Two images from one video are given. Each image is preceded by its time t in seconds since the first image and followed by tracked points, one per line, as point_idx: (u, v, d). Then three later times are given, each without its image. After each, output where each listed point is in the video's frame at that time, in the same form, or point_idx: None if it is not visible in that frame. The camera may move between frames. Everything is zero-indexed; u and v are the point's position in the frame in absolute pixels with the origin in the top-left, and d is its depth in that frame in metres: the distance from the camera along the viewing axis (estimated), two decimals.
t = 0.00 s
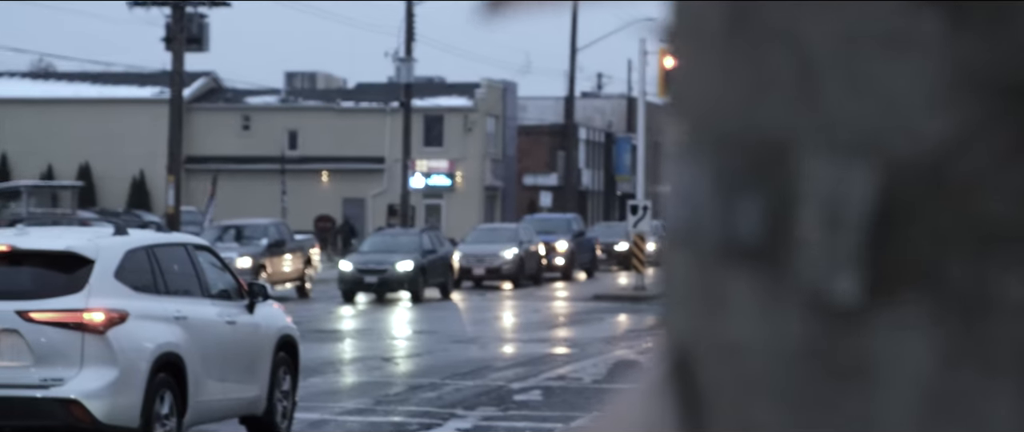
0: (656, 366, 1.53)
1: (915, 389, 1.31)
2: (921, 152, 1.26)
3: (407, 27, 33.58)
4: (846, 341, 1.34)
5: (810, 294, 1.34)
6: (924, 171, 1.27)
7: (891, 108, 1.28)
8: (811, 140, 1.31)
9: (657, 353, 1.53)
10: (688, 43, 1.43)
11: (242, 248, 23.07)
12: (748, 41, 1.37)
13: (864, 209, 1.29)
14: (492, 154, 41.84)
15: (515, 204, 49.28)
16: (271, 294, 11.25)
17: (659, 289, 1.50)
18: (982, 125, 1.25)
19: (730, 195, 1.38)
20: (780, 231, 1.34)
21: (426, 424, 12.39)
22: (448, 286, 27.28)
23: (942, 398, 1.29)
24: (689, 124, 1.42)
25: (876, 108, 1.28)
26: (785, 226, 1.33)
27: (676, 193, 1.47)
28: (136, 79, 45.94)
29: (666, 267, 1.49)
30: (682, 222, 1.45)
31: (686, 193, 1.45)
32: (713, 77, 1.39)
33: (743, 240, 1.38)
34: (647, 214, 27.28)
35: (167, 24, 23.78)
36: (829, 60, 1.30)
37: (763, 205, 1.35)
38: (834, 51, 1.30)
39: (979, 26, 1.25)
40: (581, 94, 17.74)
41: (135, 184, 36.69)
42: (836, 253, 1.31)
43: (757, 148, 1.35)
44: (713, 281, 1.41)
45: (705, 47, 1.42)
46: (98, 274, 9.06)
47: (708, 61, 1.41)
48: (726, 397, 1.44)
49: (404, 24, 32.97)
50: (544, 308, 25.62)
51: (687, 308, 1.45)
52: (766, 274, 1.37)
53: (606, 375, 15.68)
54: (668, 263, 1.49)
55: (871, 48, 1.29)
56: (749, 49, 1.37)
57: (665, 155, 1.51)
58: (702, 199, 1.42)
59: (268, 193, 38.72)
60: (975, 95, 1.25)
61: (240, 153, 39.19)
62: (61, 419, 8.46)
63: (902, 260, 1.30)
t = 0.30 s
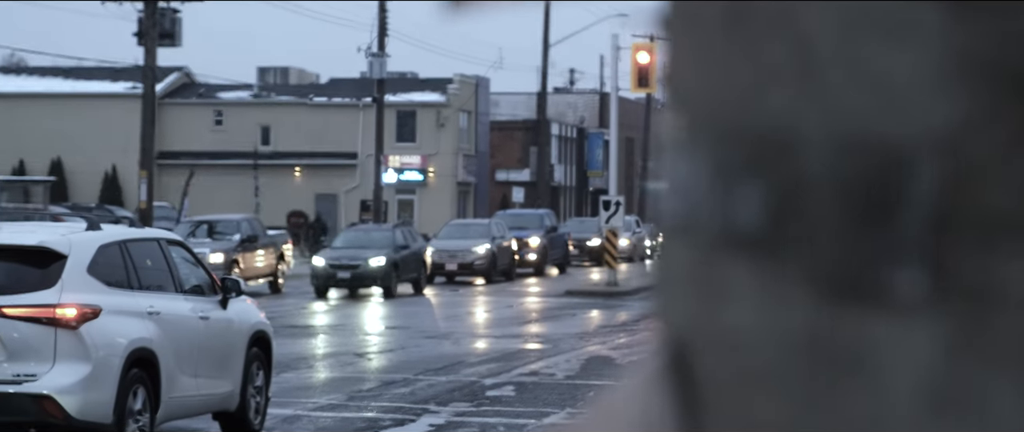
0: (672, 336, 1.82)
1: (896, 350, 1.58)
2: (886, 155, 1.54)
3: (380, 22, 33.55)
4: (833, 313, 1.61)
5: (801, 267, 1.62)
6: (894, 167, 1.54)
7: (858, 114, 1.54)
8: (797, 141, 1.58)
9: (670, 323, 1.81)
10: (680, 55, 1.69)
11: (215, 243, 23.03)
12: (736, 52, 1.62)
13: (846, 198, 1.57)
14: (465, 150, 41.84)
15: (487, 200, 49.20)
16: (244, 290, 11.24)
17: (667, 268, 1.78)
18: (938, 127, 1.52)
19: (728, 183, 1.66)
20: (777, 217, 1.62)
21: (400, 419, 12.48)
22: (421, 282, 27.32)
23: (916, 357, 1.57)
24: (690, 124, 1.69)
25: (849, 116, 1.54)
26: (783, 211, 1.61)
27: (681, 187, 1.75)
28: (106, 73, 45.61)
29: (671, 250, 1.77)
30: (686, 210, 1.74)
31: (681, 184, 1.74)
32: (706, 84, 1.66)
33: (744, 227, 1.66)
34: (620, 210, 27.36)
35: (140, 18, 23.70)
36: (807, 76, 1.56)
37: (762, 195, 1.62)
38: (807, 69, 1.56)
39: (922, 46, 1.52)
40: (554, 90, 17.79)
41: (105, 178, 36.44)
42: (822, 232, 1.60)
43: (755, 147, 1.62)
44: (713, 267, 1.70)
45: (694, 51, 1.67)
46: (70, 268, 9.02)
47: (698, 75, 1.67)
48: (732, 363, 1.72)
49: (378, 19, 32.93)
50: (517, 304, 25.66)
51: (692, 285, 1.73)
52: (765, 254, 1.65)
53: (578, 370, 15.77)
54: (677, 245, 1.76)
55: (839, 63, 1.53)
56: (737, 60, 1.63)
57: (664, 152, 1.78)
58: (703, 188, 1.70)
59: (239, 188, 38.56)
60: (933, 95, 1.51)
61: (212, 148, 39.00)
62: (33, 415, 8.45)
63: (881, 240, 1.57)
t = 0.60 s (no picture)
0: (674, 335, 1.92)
1: (892, 350, 1.69)
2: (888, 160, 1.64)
3: (353, 19, 33.56)
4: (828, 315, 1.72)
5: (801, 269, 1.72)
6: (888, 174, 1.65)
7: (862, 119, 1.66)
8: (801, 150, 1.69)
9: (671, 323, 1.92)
10: (695, 58, 1.78)
11: (188, 240, 22.96)
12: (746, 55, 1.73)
13: (847, 204, 1.68)
14: (438, 145, 41.77)
15: (462, 195, 49.29)
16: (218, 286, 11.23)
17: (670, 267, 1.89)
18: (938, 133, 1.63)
19: (735, 183, 1.78)
20: (783, 218, 1.73)
21: (375, 415, 12.49)
22: (394, 277, 27.32)
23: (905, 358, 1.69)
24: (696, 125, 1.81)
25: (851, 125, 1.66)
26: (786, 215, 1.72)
27: (688, 189, 1.87)
28: (79, 68, 45.34)
29: (676, 251, 1.87)
30: (687, 215, 1.86)
31: (688, 182, 1.87)
32: (708, 85, 1.77)
33: (748, 227, 1.78)
34: (593, 206, 27.46)
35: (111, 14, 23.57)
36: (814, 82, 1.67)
37: (769, 199, 1.74)
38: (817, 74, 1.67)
39: (935, 54, 1.63)
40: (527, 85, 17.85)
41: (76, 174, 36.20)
42: (822, 235, 1.71)
43: (762, 154, 1.74)
44: (715, 270, 1.81)
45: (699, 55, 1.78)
46: (45, 264, 8.99)
47: (707, 83, 1.77)
48: (731, 359, 1.83)
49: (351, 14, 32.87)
50: (491, 300, 25.71)
51: (696, 284, 1.85)
52: (764, 255, 1.76)
53: (552, 367, 15.82)
54: (684, 243, 1.87)
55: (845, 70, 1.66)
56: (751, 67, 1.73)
57: (670, 153, 1.91)
58: (709, 190, 1.82)
59: (212, 184, 38.43)
60: (926, 98, 1.64)
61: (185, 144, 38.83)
62: (6, 412, 8.42)
63: (882, 243, 1.68)
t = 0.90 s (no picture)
0: (709, 314, 2.68)
1: (886, 313, 2.44)
2: (884, 161, 2.37)
3: (326, 17, 33.52)
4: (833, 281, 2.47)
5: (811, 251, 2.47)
6: (880, 182, 2.38)
7: (868, 133, 2.37)
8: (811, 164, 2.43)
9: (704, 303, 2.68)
10: (721, 87, 2.53)
11: (162, 237, 22.89)
12: (768, 86, 2.46)
13: (865, 207, 2.41)
14: (412, 143, 41.54)
15: (434, 194, 48.85)
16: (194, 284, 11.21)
17: (713, 256, 2.65)
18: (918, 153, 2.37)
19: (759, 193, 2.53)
20: (800, 221, 2.47)
21: (351, 413, 12.54)
22: (369, 275, 27.30)
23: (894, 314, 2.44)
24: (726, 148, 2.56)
25: (854, 142, 2.38)
26: (802, 214, 2.46)
27: (721, 200, 2.63)
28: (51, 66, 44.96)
29: (716, 241, 2.64)
30: (723, 215, 2.62)
31: (705, 188, 2.68)
32: (739, 116, 2.52)
33: (767, 230, 2.54)
34: (567, 205, 27.40)
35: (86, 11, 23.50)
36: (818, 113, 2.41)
37: (785, 203, 2.49)
38: (827, 95, 2.39)
39: (954, 48, 2.30)
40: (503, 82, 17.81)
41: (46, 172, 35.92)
42: (836, 236, 2.44)
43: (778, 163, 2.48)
44: (735, 274, 2.61)
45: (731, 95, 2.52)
46: (18, 263, 8.93)
47: (732, 110, 2.53)
48: (752, 354, 2.62)
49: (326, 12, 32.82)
50: (466, 298, 25.70)
51: (734, 267, 2.61)
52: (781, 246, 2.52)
53: (528, 365, 15.89)
54: (722, 239, 2.63)
55: (849, 92, 2.37)
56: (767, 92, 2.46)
57: (700, 165, 2.67)
58: (724, 193, 2.61)
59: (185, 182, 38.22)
60: (956, 101, 2.33)
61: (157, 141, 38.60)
62: None
63: (883, 237, 2.41)
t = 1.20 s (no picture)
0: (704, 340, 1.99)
1: (913, 342, 1.74)
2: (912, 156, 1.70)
3: (303, 15, 33.49)
4: (859, 303, 1.76)
5: (830, 262, 1.77)
6: (920, 172, 1.69)
7: (886, 131, 1.71)
8: (827, 153, 1.76)
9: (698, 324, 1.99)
10: (717, 55, 1.86)
11: (138, 236, 22.82)
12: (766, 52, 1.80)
13: (878, 205, 1.72)
14: (389, 142, 41.69)
15: (413, 193, 49.21)
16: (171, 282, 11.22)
17: (707, 264, 1.95)
18: (964, 132, 1.67)
19: (765, 187, 1.84)
20: (816, 218, 1.78)
21: (329, 412, 12.53)
22: (346, 273, 27.31)
23: (935, 348, 1.74)
24: (717, 124, 1.89)
25: (880, 124, 1.72)
26: (819, 216, 1.77)
27: (719, 194, 1.93)
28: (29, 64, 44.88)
29: (707, 245, 1.94)
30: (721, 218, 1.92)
31: (699, 180, 1.98)
32: (730, 90, 1.85)
33: (778, 228, 1.84)
34: (545, 203, 27.56)
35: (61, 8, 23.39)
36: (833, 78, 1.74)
37: (799, 198, 1.79)
38: (833, 76, 1.73)
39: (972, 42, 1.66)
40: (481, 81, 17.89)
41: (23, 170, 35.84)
42: (842, 238, 1.75)
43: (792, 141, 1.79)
44: (738, 272, 1.89)
45: (721, 57, 1.86)
46: None
47: (715, 85, 1.88)
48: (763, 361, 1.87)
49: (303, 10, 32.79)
50: (443, 297, 25.74)
51: (731, 281, 1.90)
52: (796, 255, 1.81)
53: (505, 364, 15.90)
54: (715, 244, 1.94)
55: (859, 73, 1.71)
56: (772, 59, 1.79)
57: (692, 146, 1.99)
58: (720, 179, 1.91)
59: (162, 181, 38.15)
60: (975, 95, 1.67)
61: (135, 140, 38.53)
62: None
63: (897, 244, 1.73)
